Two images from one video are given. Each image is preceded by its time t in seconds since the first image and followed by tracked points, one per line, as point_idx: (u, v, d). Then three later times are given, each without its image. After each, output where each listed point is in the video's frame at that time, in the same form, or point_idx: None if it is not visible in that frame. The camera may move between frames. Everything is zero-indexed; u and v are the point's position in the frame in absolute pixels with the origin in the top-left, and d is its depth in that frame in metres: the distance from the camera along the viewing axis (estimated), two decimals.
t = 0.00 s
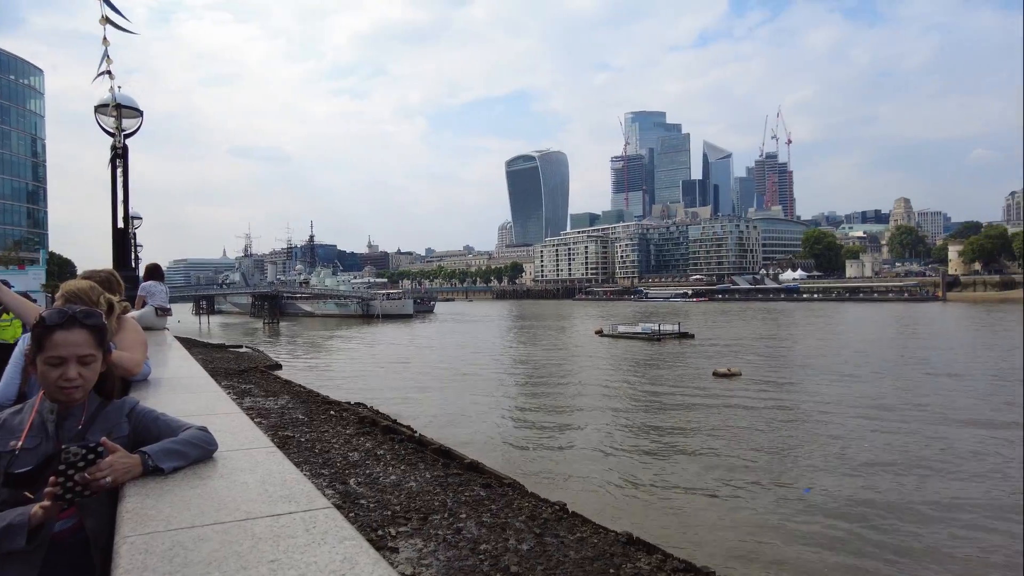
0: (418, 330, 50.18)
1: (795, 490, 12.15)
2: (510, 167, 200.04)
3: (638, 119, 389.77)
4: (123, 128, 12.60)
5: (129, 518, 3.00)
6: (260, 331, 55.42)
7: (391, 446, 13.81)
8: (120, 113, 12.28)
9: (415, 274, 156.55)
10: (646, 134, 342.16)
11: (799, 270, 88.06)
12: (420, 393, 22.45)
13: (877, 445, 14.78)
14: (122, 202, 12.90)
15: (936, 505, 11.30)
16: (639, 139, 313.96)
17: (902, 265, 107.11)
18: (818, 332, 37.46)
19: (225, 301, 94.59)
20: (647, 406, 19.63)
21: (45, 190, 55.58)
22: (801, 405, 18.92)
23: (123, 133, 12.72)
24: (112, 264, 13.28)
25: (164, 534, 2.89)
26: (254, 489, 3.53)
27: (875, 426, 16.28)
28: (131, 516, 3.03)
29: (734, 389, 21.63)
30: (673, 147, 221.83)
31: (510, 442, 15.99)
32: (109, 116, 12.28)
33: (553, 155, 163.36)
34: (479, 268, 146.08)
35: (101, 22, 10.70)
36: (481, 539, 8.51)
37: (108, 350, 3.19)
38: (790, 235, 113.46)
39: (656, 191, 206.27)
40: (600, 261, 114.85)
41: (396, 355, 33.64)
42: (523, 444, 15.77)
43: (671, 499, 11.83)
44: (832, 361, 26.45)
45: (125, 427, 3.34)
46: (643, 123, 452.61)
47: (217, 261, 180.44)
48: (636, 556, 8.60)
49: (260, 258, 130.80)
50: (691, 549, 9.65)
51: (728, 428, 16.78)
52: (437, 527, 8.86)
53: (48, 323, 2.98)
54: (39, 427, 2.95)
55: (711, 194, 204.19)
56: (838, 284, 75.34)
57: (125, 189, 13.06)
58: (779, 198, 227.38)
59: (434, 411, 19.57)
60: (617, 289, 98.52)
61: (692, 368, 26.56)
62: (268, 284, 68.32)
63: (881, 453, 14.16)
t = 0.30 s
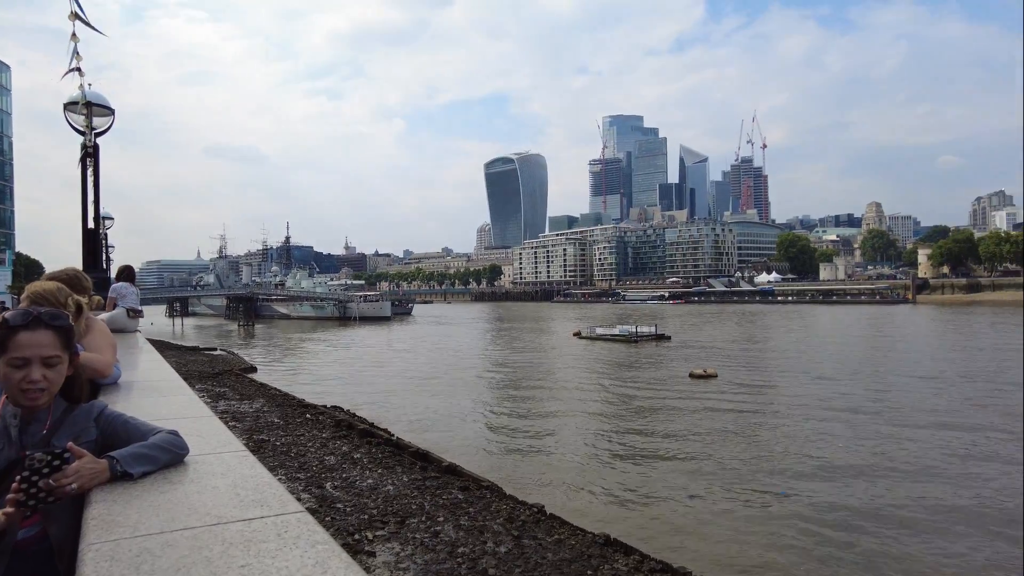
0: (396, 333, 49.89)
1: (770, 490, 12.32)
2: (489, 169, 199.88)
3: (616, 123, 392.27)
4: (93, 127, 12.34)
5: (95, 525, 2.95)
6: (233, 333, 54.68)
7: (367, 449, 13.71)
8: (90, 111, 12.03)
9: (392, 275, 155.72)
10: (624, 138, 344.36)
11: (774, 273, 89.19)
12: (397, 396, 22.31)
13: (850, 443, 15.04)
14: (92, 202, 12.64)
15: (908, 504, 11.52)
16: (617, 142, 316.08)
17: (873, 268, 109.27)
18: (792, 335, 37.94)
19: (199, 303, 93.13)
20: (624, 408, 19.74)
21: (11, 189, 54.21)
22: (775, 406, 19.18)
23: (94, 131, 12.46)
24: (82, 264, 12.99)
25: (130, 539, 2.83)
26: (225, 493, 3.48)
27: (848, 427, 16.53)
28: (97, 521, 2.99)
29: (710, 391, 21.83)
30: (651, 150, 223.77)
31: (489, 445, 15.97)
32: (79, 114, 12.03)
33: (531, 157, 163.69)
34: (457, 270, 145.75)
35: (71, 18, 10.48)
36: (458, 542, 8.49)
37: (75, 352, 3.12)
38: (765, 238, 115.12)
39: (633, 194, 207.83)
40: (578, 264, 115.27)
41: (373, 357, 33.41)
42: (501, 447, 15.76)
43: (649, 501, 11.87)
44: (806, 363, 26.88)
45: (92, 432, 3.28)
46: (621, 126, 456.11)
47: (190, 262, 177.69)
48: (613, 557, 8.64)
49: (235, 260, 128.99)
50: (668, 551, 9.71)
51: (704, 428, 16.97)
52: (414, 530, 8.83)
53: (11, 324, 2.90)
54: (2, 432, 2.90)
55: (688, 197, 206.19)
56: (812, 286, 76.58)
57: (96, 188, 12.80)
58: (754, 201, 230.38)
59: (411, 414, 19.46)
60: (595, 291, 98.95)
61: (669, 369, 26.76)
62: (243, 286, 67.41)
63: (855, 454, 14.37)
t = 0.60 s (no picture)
0: (373, 335, 49.52)
1: (746, 490, 12.47)
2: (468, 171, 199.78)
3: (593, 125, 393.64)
4: (62, 125, 12.09)
5: (60, 531, 2.88)
6: (208, 335, 53.93)
7: (344, 452, 13.59)
8: (58, 109, 11.79)
9: (370, 277, 154.71)
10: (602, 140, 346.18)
11: (749, 275, 90.34)
12: (374, 398, 22.15)
13: (824, 444, 15.26)
14: (61, 201, 12.36)
15: (882, 502, 11.75)
16: (594, 145, 317.50)
17: (845, 270, 111.33)
18: (768, 336, 38.42)
19: (172, 304, 91.69)
20: (602, 409, 19.85)
21: None
22: (750, 407, 19.43)
23: (62, 129, 12.20)
24: (50, 265, 12.70)
25: (98, 548, 2.78)
26: (197, 498, 3.43)
27: (822, 428, 16.76)
28: (61, 528, 2.92)
29: (687, 392, 22.03)
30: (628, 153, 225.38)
31: (467, 447, 15.93)
32: (47, 111, 11.77)
33: (510, 159, 163.89)
34: (435, 272, 145.29)
35: (38, 13, 10.25)
36: (436, 545, 8.46)
37: (40, 353, 3.06)
38: (741, 240, 116.52)
39: (611, 196, 209.02)
40: (556, 266, 115.61)
41: (350, 359, 33.18)
42: (479, 449, 15.73)
43: (627, 502, 11.93)
44: (780, 363, 27.30)
45: (59, 436, 3.24)
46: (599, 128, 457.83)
47: (164, 263, 174.79)
48: (591, 558, 8.67)
49: (210, 261, 127.17)
50: (646, 553, 9.77)
51: (681, 429, 17.13)
52: (392, 534, 8.78)
53: None
54: None
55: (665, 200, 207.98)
56: (787, 288, 77.67)
57: (65, 187, 12.54)
58: (730, 205, 233.21)
59: (388, 417, 19.34)
60: (574, 293, 99.33)
61: (646, 370, 26.95)
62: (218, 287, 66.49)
63: (828, 454, 14.58)
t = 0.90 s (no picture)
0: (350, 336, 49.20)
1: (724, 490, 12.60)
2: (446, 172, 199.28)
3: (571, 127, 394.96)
4: (29, 121, 11.83)
5: (20, 537, 2.83)
6: (181, 337, 53.06)
7: (320, 455, 13.46)
8: (25, 105, 11.54)
9: (347, 278, 153.46)
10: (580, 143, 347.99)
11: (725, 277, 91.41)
12: (350, 401, 21.97)
13: (797, 444, 15.49)
14: (28, 199, 12.08)
15: (856, 502, 11.94)
16: (573, 148, 318.49)
17: (818, 272, 113.31)
18: (742, 337, 38.96)
19: (144, 305, 89.97)
20: (580, 410, 19.94)
21: None
22: (725, 407, 19.68)
23: (29, 126, 11.94)
24: (16, 266, 12.41)
25: (61, 555, 2.73)
26: (165, 502, 3.37)
27: (796, 428, 17.01)
28: (22, 534, 2.87)
29: (663, 392, 22.25)
30: (606, 156, 226.71)
31: (444, 449, 15.91)
32: (13, 107, 11.51)
33: (489, 161, 163.93)
34: (413, 273, 144.72)
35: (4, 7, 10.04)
36: (413, 547, 8.41)
37: None
38: (716, 243, 117.97)
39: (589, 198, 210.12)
40: (534, 267, 115.84)
41: (326, 361, 32.89)
42: (456, 451, 15.70)
43: (605, 502, 12.00)
44: (754, 364, 27.69)
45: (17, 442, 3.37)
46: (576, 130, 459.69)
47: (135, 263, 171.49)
48: (568, 559, 8.68)
49: (183, 262, 125.07)
50: (624, 554, 9.81)
51: (657, 429, 17.29)
52: (368, 537, 8.71)
53: None
54: None
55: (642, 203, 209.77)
56: (761, 290, 78.75)
57: (32, 186, 12.28)
58: (706, 208, 236.11)
59: (365, 419, 19.21)
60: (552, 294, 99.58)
61: (623, 371, 27.16)
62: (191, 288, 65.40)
63: (802, 454, 14.81)
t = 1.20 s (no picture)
0: (324, 338, 48.81)
1: (700, 489, 12.75)
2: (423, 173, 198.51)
3: (547, 129, 396.51)
4: None
5: None
6: (151, 339, 52.06)
7: (294, 458, 13.31)
8: None
9: (321, 278, 151.92)
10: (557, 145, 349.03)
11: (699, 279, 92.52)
12: (325, 403, 21.80)
13: (771, 445, 15.74)
14: None
15: (828, 500, 12.15)
16: (549, 150, 319.85)
17: (789, 274, 115.42)
18: (715, 339, 39.45)
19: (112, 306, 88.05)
20: (555, 411, 20.04)
21: None
22: (699, 407, 19.97)
23: None
24: None
25: (20, 563, 2.68)
26: (132, 507, 3.34)
27: (769, 427, 17.29)
28: None
29: (639, 393, 22.51)
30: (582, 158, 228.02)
31: (419, 451, 15.86)
32: None
33: (465, 162, 163.61)
34: (389, 274, 143.87)
35: None
36: (389, 550, 8.39)
37: None
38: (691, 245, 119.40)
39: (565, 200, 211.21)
40: (511, 269, 115.96)
41: (300, 363, 32.56)
42: (431, 452, 15.67)
43: (581, 502, 12.12)
44: (728, 365, 28.08)
45: None
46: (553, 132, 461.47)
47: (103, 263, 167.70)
48: (544, 560, 8.70)
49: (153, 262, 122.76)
50: (599, 554, 9.87)
51: (632, 429, 17.44)
52: (342, 540, 8.67)
53: None
54: None
55: (618, 205, 211.20)
56: (734, 291, 79.86)
57: None
58: (680, 210, 238.74)
59: (340, 421, 19.05)
60: (528, 295, 99.75)
61: (598, 372, 27.39)
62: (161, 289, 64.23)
63: (775, 454, 15.07)
